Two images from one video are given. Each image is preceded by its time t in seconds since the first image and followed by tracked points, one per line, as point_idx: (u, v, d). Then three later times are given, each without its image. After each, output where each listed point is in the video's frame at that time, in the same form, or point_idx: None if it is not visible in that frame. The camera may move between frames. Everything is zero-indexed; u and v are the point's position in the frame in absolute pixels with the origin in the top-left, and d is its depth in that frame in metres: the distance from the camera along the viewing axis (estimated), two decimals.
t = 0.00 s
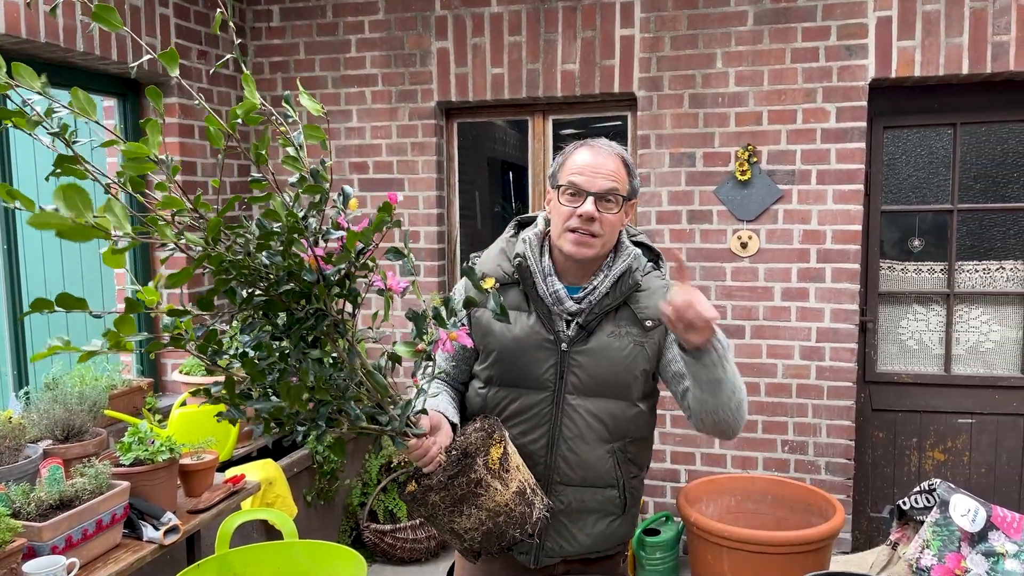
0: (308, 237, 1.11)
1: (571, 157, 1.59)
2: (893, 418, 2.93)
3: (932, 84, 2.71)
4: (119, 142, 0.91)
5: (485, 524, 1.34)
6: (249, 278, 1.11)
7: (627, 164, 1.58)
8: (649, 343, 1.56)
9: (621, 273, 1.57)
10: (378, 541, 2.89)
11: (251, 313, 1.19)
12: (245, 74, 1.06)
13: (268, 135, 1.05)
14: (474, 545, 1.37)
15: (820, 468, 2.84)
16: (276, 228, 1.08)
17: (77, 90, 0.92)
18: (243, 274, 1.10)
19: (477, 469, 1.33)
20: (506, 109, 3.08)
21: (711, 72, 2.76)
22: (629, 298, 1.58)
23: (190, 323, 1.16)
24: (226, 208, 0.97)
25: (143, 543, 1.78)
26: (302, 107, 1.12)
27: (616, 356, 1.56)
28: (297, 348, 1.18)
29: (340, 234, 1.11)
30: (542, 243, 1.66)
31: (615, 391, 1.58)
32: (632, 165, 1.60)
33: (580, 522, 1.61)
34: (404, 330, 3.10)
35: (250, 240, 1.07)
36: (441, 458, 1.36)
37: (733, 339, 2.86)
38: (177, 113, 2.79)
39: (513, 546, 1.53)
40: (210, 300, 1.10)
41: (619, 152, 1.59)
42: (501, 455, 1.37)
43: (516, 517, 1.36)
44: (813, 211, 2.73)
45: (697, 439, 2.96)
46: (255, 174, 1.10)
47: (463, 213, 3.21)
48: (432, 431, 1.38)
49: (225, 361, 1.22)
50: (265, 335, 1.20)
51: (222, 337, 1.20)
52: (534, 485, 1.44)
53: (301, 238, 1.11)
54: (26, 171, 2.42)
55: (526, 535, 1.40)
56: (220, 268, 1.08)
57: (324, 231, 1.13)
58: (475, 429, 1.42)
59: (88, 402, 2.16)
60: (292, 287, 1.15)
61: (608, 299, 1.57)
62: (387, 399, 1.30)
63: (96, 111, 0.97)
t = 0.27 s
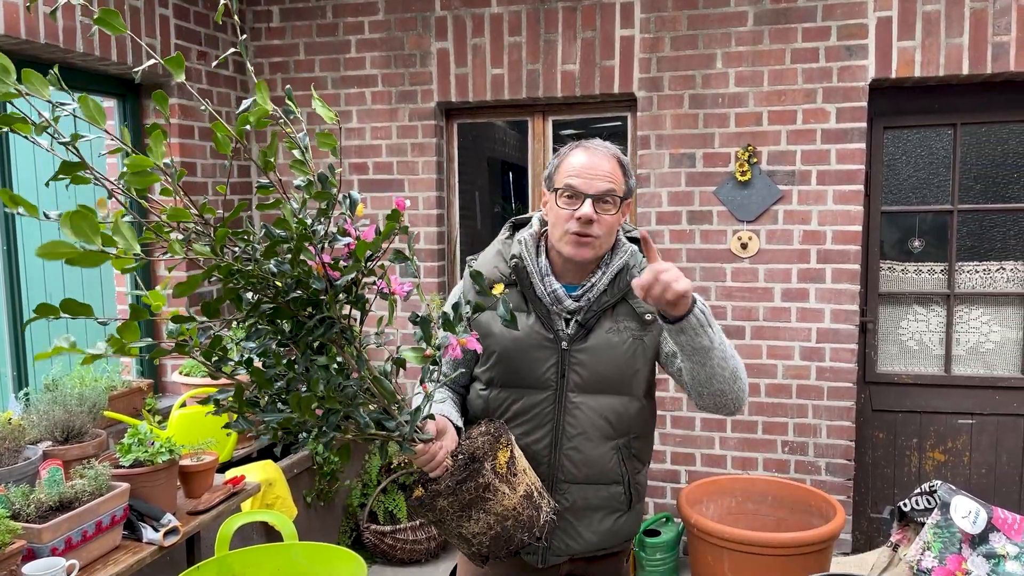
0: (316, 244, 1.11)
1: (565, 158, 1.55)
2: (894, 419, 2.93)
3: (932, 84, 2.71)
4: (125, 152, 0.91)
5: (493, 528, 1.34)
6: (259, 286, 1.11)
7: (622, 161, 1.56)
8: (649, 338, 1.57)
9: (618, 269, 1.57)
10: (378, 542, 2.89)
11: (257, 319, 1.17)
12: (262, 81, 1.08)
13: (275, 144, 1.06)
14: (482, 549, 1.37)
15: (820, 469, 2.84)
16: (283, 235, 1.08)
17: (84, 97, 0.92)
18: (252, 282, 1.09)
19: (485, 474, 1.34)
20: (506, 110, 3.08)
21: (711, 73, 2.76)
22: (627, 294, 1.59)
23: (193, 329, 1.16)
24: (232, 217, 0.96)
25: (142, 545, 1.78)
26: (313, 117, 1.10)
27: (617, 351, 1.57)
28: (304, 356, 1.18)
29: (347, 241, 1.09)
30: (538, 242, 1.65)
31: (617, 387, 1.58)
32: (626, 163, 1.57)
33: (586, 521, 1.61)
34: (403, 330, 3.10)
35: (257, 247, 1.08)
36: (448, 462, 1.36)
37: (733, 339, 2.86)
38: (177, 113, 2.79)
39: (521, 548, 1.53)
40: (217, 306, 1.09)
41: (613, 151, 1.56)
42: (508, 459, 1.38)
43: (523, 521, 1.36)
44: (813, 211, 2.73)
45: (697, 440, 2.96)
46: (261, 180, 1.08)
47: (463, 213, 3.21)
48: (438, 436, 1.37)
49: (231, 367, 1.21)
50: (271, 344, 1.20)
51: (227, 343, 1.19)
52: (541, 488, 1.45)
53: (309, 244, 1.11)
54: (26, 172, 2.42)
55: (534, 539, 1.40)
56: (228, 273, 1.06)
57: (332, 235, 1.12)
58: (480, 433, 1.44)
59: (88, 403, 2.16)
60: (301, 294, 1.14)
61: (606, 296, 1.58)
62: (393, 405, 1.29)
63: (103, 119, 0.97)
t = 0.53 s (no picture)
0: (317, 245, 1.10)
1: (584, 199, 1.45)
2: (894, 419, 2.93)
3: (932, 84, 2.71)
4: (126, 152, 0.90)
5: (498, 527, 1.33)
6: (261, 288, 1.10)
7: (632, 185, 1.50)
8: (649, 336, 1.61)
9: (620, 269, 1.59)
10: (378, 543, 2.89)
11: (259, 323, 1.17)
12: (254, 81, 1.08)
13: (275, 144, 1.06)
14: (487, 549, 1.36)
15: (820, 469, 2.83)
16: (286, 236, 1.07)
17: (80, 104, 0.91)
18: (255, 284, 1.08)
19: (490, 473, 1.34)
20: (506, 110, 3.08)
21: (710, 73, 2.76)
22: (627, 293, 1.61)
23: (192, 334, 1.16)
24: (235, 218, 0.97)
25: (141, 546, 1.78)
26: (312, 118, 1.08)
27: (619, 350, 1.60)
28: (309, 358, 1.17)
29: (349, 241, 1.10)
30: (534, 244, 1.62)
31: (619, 384, 1.62)
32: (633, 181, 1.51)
33: (589, 517, 1.65)
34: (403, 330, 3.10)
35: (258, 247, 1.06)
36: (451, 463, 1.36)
37: (733, 339, 2.86)
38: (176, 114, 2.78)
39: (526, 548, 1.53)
40: (220, 310, 1.11)
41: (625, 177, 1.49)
42: (511, 459, 1.38)
43: (528, 520, 1.36)
44: (813, 211, 2.72)
45: (697, 440, 2.96)
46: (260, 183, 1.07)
47: (462, 214, 3.20)
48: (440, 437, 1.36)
49: (232, 371, 1.20)
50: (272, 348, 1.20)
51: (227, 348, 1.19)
52: (543, 488, 1.45)
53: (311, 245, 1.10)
54: (25, 173, 2.41)
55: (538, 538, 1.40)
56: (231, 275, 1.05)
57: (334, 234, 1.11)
58: (482, 434, 1.44)
59: (87, 404, 2.16)
60: (304, 297, 1.14)
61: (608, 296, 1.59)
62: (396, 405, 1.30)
63: (99, 124, 0.97)
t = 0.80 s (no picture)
0: (331, 249, 1.10)
1: (604, 202, 1.46)
2: (893, 419, 2.93)
3: (932, 84, 2.71)
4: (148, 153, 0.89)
5: (505, 529, 1.34)
6: (277, 294, 1.11)
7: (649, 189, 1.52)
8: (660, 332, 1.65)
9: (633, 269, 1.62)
10: (378, 543, 2.89)
11: (267, 325, 1.17)
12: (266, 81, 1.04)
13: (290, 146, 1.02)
14: (493, 551, 1.37)
15: (819, 469, 2.84)
16: (303, 241, 1.07)
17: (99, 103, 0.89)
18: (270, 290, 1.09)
19: (498, 476, 1.34)
20: (506, 110, 3.08)
21: (710, 73, 2.76)
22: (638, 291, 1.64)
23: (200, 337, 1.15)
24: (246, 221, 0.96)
25: (141, 546, 1.78)
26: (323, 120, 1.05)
27: (632, 347, 1.63)
28: (319, 362, 1.17)
29: (360, 245, 1.11)
30: (545, 245, 1.60)
31: (631, 380, 1.65)
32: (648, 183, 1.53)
33: (603, 512, 1.68)
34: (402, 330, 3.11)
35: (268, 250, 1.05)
36: (456, 466, 1.34)
37: (733, 339, 2.86)
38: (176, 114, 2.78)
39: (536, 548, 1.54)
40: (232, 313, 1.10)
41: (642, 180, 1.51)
42: (517, 462, 1.39)
43: (534, 522, 1.37)
44: (812, 211, 2.73)
45: (696, 440, 2.96)
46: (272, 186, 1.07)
47: (462, 214, 3.21)
48: (447, 438, 1.33)
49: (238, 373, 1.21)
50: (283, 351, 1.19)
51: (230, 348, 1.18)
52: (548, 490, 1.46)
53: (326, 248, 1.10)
54: (24, 173, 2.42)
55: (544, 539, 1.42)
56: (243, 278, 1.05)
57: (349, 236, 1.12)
58: (487, 436, 1.43)
59: (86, 405, 2.16)
60: (316, 300, 1.13)
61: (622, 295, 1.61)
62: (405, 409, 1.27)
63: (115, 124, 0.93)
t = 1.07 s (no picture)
0: (342, 253, 1.07)
1: (588, 177, 1.46)
2: (892, 419, 2.93)
3: (931, 83, 2.71)
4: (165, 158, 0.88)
5: (506, 532, 1.34)
6: (290, 297, 1.10)
7: (641, 177, 1.51)
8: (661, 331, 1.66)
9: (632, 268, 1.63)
10: (377, 542, 2.89)
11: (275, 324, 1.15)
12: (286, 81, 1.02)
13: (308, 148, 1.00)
14: (495, 553, 1.37)
15: (818, 469, 2.84)
16: (315, 245, 1.07)
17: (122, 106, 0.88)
18: (281, 294, 1.08)
19: (501, 479, 1.34)
20: (504, 110, 3.08)
21: (709, 72, 2.75)
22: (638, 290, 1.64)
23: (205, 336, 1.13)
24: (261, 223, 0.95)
25: (139, 546, 1.78)
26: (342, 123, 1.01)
27: (633, 346, 1.63)
28: (327, 365, 1.15)
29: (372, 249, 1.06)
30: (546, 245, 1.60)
31: (632, 379, 1.65)
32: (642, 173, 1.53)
33: (605, 511, 1.67)
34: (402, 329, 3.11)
35: (279, 254, 1.06)
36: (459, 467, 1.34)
37: (731, 339, 2.86)
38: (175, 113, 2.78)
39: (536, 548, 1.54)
40: (242, 314, 1.08)
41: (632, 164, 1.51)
42: (520, 464, 1.39)
43: (536, 525, 1.37)
44: (811, 211, 2.72)
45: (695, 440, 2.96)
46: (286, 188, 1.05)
47: (461, 213, 3.20)
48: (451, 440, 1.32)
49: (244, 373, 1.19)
50: (289, 353, 1.18)
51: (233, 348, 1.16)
52: (550, 493, 1.46)
53: (336, 251, 1.07)
54: (23, 173, 2.42)
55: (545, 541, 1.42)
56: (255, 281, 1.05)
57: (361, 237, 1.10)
58: (490, 438, 1.43)
59: (85, 404, 2.16)
60: (326, 302, 1.12)
61: (622, 294, 1.62)
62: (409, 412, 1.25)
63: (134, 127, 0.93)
